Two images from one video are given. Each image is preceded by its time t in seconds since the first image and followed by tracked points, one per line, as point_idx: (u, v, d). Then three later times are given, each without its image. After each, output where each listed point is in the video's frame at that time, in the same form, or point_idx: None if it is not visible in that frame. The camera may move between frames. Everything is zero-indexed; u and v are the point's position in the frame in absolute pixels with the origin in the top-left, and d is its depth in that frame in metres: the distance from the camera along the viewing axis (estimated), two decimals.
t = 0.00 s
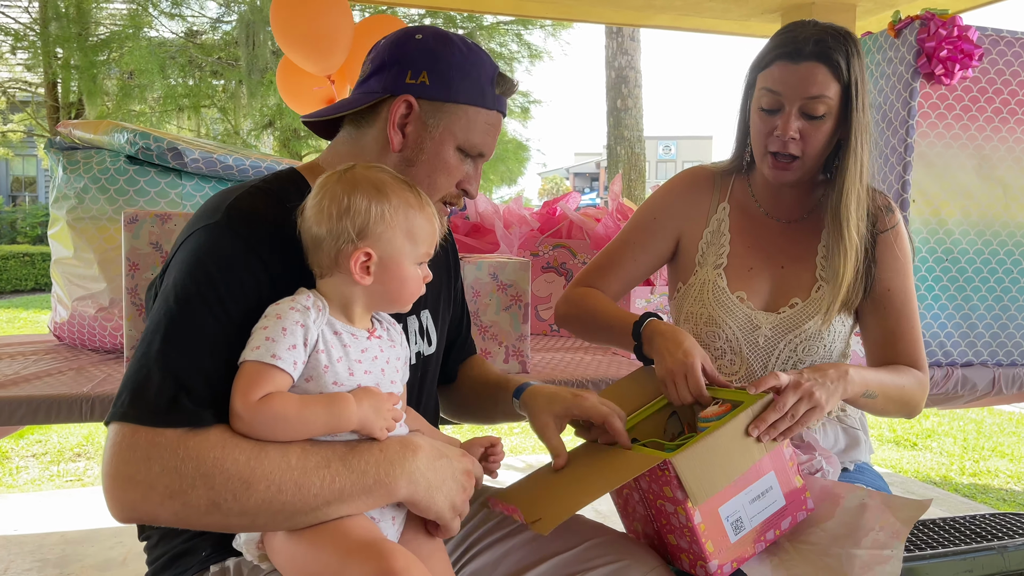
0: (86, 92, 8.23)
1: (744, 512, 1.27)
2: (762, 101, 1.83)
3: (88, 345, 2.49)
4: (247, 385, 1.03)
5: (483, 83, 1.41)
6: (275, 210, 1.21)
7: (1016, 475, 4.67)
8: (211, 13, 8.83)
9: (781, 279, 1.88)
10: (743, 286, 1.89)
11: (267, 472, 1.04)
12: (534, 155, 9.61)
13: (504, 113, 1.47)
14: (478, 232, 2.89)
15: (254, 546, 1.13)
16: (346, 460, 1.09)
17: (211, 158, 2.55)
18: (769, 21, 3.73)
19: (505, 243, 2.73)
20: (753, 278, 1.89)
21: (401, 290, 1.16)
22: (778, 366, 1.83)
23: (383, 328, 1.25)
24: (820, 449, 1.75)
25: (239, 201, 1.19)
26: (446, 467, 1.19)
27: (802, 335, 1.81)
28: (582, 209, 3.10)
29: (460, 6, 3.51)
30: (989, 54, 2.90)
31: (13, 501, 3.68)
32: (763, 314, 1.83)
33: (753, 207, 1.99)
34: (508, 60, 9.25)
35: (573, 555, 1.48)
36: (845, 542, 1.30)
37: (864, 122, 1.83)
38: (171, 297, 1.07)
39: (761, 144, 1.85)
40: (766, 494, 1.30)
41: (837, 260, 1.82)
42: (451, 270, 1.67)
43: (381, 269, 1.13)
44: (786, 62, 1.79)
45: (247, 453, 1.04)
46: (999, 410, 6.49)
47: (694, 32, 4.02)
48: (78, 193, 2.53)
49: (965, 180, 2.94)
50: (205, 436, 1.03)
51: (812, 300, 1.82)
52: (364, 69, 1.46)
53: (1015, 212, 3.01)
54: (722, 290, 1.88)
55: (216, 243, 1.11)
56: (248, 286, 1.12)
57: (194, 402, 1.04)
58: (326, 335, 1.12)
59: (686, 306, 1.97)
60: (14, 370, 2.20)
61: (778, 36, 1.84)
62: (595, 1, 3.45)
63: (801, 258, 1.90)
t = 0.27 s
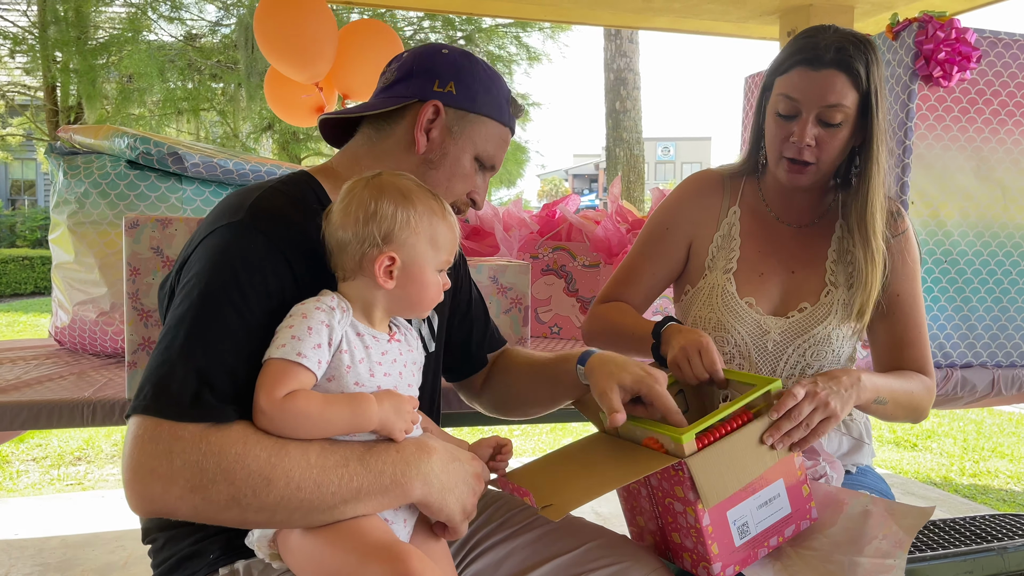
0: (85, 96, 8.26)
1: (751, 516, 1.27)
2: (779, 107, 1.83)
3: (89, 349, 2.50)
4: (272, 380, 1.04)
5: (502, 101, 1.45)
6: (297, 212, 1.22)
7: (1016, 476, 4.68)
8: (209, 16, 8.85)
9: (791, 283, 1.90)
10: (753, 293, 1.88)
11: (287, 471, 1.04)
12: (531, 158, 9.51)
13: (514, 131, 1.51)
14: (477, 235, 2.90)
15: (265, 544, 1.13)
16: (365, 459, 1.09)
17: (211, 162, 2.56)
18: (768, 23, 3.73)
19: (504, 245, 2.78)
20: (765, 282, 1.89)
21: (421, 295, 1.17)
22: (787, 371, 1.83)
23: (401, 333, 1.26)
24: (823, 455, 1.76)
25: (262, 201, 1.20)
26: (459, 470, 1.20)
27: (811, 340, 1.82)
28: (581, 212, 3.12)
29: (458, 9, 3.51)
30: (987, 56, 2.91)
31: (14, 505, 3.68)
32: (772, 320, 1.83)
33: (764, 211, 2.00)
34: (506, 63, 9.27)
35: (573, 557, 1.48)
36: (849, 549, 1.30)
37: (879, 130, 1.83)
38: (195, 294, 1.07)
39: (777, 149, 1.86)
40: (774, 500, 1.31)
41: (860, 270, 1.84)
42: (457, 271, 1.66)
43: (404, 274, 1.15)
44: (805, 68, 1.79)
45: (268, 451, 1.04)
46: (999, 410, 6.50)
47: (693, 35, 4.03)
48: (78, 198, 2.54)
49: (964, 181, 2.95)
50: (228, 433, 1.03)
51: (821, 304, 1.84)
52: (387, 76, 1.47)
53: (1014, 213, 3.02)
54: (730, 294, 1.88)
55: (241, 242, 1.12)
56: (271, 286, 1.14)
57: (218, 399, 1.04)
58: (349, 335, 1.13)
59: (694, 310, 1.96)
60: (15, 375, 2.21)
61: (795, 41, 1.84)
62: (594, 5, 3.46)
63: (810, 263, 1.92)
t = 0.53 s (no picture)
0: (83, 99, 8.26)
1: (753, 519, 1.28)
2: (793, 109, 1.83)
3: (89, 352, 2.50)
4: (282, 381, 1.04)
5: (496, 93, 1.44)
6: (297, 218, 1.21)
7: (1015, 475, 4.68)
8: (207, 19, 8.86)
9: (799, 286, 1.90)
10: (759, 293, 1.88)
11: (294, 476, 1.04)
12: (529, 158, 9.53)
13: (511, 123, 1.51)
14: (477, 237, 2.90)
15: (270, 546, 1.13)
16: (369, 463, 1.09)
17: (210, 165, 2.57)
18: (766, 23, 3.73)
19: (503, 248, 2.76)
20: (773, 283, 1.89)
21: (429, 299, 1.18)
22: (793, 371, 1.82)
23: (407, 337, 1.26)
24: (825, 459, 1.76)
25: (262, 208, 1.19)
26: (464, 472, 1.21)
27: (818, 341, 1.82)
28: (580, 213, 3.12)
29: (456, 10, 3.51)
30: (985, 57, 2.92)
31: (15, 509, 3.69)
32: (780, 321, 1.83)
33: (774, 213, 2.00)
34: (504, 64, 9.26)
35: (572, 560, 1.48)
36: (850, 553, 1.31)
37: (894, 134, 1.84)
38: (196, 302, 1.06)
39: (789, 152, 1.87)
40: (777, 505, 1.31)
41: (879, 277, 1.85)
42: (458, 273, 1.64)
43: (411, 277, 1.16)
44: (822, 72, 1.78)
45: (274, 457, 1.04)
46: (998, 410, 6.50)
47: (691, 36, 4.03)
48: (78, 202, 2.54)
49: (962, 181, 2.95)
50: (230, 440, 1.03)
51: (828, 308, 1.84)
52: (379, 77, 1.48)
53: (1013, 213, 3.03)
54: (738, 294, 1.87)
55: (242, 248, 1.11)
56: (273, 292, 1.13)
57: (220, 407, 1.04)
58: (356, 337, 1.13)
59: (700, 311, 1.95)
60: (16, 379, 2.20)
61: (812, 43, 1.84)
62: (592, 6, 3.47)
63: (817, 267, 1.92)
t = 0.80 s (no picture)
0: (81, 103, 8.26)
1: (740, 519, 1.28)
2: (802, 112, 1.83)
3: (87, 358, 2.48)
4: (267, 393, 1.04)
5: (462, 76, 1.39)
6: (276, 229, 1.21)
7: (1014, 474, 4.69)
8: (204, 22, 8.87)
9: (800, 287, 1.90)
10: (760, 293, 1.88)
11: (282, 489, 1.05)
12: (527, 159, 9.56)
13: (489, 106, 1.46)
14: (474, 239, 2.90)
15: (265, 557, 1.14)
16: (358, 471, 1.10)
17: (207, 169, 2.57)
18: (763, 24, 3.73)
19: (500, 250, 2.76)
20: (773, 284, 1.89)
21: (413, 300, 1.18)
22: (791, 373, 1.83)
23: (394, 339, 1.26)
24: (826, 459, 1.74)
25: (241, 220, 1.19)
26: (455, 473, 1.22)
27: (818, 342, 1.82)
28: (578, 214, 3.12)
29: (453, 12, 3.51)
30: (980, 57, 2.93)
31: (13, 514, 3.67)
32: (779, 321, 1.83)
33: (776, 213, 2.00)
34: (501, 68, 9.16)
35: (572, 561, 1.48)
36: (849, 556, 1.32)
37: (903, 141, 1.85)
38: (177, 320, 1.06)
39: (795, 155, 1.87)
40: (765, 504, 1.31)
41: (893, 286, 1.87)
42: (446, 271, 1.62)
43: (394, 279, 1.15)
44: (833, 76, 1.79)
45: (263, 471, 1.05)
46: (997, 409, 6.51)
47: (688, 36, 4.03)
48: (75, 206, 2.54)
49: (958, 182, 2.96)
50: (216, 457, 1.03)
51: (828, 310, 1.85)
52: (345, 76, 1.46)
53: (1010, 213, 3.03)
54: (739, 295, 1.87)
55: (223, 262, 1.11)
56: (255, 305, 1.13)
57: (205, 424, 1.04)
58: (340, 343, 1.13)
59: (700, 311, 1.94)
60: (14, 384, 2.20)
61: (824, 47, 1.84)
62: (589, 8, 3.46)
63: (821, 269, 1.92)
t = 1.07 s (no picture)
0: (78, 106, 8.26)
1: (738, 520, 1.29)
2: (803, 114, 1.84)
3: (89, 361, 2.48)
4: (238, 410, 1.05)
5: (422, 79, 1.36)
6: (249, 237, 1.19)
7: (1012, 472, 4.70)
8: (201, 24, 8.88)
9: (797, 288, 1.91)
10: (758, 294, 1.89)
11: (258, 505, 1.06)
12: (524, 160, 9.52)
13: (457, 105, 1.43)
14: (471, 241, 2.88)
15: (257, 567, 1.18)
16: (336, 480, 1.11)
17: (203, 172, 2.58)
18: (759, 24, 3.73)
19: (498, 252, 2.76)
20: (770, 286, 1.90)
21: (387, 306, 1.18)
22: (788, 375, 1.83)
23: (371, 341, 1.26)
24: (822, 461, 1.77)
25: (212, 230, 1.17)
26: (439, 475, 1.23)
27: (816, 343, 1.82)
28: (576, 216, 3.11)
29: (449, 14, 3.51)
30: (976, 57, 2.93)
31: (12, 518, 3.67)
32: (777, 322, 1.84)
33: (774, 213, 2.00)
34: (498, 67, 9.28)
35: (569, 562, 1.49)
36: (847, 557, 1.32)
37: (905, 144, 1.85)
38: (147, 340, 1.06)
39: (795, 156, 1.87)
40: (764, 506, 1.32)
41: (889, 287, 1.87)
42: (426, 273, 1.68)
43: (366, 288, 1.15)
44: (835, 78, 1.79)
45: (239, 487, 1.06)
46: (995, 407, 6.52)
47: (685, 37, 4.04)
48: (72, 210, 2.53)
49: (954, 182, 2.97)
50: (189, 478, 1.04)
51: (825, 312, 1.85)
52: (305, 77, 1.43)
53: (1007, 213, 3.04)
54: (737, 295, 1.87)
55: (191, 278, 1.10)
56: (227, 319, 1.12)
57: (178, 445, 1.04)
58: (311, 353, 1.13)
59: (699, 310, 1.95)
60: (12, 388, 2.20)
61: (827, 48, 1.84)
62: (585, 9, 3.46)
63: (819, 270, 1.93)
